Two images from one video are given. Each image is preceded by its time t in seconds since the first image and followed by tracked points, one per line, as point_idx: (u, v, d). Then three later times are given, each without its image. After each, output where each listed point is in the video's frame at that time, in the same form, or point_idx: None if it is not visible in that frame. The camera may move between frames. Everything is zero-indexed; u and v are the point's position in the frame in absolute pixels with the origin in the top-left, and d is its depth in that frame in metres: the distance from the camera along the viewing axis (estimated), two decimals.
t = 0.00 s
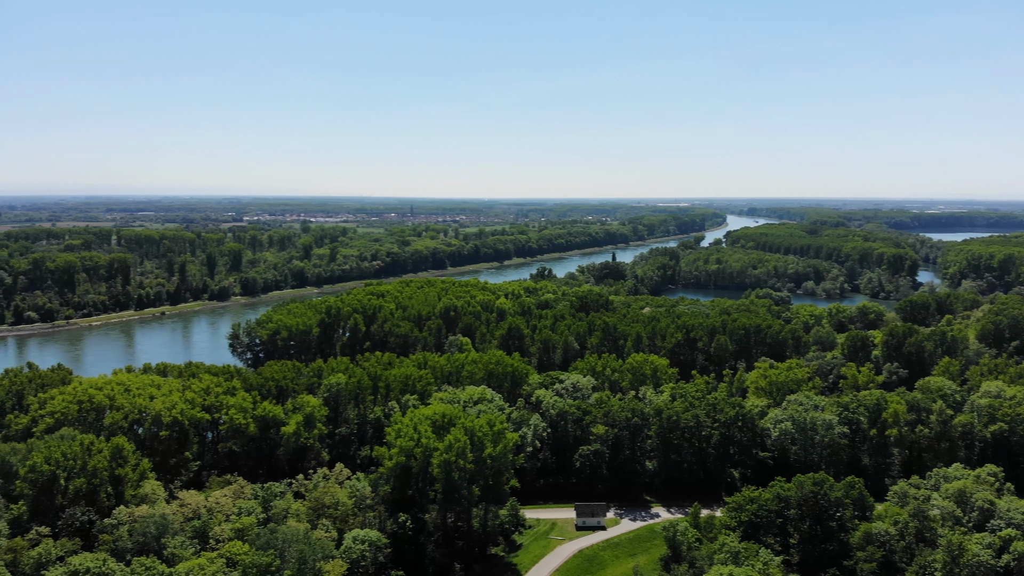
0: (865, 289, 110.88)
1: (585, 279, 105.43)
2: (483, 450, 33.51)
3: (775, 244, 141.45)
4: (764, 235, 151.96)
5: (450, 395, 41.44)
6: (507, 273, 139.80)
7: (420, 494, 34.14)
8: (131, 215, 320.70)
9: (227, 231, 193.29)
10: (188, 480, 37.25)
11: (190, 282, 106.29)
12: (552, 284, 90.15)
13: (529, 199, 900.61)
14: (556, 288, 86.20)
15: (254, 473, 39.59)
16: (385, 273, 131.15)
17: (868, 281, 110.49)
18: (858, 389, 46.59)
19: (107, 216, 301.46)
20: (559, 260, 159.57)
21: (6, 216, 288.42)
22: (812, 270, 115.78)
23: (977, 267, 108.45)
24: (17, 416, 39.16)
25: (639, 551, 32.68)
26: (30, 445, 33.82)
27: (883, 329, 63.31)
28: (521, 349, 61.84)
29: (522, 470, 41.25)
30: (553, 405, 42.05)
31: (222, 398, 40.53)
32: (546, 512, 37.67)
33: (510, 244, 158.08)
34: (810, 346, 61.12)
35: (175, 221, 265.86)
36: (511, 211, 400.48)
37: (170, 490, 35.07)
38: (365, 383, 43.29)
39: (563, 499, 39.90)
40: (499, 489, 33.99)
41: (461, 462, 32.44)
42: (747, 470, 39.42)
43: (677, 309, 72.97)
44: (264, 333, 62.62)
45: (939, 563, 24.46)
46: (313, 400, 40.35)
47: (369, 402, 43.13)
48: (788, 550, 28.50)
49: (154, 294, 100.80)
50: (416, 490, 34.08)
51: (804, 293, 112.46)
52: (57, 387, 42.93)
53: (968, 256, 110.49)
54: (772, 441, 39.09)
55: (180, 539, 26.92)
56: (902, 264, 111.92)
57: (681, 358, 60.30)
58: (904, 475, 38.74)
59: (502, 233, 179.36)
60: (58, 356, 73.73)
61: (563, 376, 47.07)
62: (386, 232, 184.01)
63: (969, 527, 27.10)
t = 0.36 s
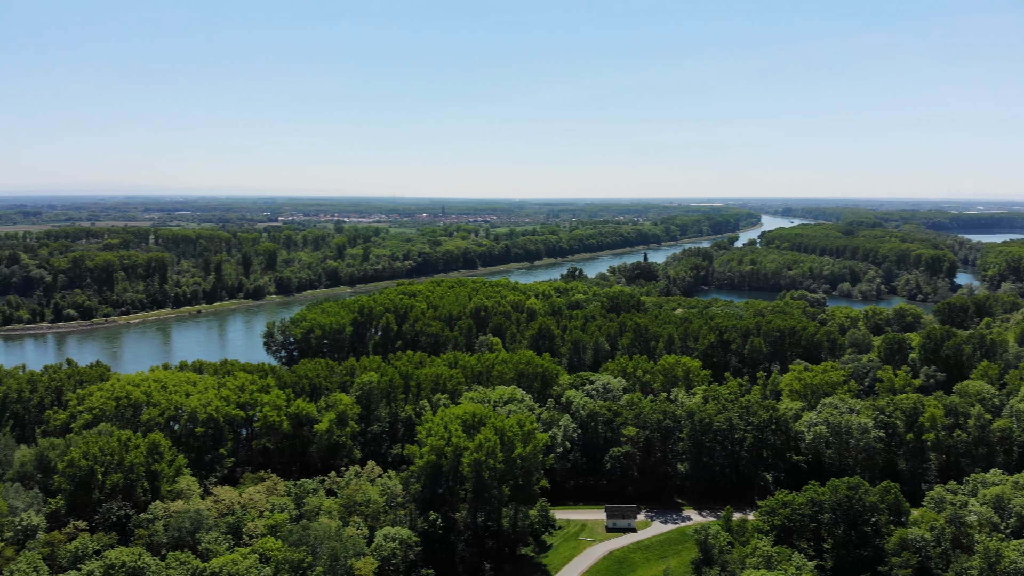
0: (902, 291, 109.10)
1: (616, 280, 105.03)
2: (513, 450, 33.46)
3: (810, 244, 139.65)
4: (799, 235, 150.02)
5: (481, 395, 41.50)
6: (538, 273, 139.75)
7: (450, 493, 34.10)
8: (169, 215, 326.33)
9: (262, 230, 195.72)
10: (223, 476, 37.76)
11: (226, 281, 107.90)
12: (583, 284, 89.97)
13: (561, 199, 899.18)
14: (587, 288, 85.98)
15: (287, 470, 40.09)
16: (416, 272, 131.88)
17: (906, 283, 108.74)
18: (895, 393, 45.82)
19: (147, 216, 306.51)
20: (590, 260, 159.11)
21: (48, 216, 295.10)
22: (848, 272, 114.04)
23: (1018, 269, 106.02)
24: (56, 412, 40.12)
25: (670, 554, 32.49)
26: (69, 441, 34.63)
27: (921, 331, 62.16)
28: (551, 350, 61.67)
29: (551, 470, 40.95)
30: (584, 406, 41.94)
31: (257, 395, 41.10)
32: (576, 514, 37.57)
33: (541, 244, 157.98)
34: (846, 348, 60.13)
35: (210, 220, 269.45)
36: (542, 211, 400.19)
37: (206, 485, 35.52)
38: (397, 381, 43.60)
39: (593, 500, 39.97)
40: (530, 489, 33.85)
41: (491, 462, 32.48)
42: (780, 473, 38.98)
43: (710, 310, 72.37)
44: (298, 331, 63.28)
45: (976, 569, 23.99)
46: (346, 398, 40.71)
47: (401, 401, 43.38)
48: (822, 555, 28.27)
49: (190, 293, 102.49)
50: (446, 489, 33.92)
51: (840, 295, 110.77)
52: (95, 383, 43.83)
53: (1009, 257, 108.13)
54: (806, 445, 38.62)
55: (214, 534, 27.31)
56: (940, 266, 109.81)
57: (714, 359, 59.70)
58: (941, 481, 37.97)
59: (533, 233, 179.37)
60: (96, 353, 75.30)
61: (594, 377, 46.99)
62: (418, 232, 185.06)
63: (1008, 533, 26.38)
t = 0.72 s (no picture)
0: (940, 293, 107.04)
1: (648, 280, 104.49)
2: (544, 450, 33.46)
3: (846, 245, 137.56)
4: (835, 236, 147.86)
5: (511, 395, 41.48)
6: (568, 274, 139.43)
7: (480, 493, 34.05)
8: (206, 216, 331.31)
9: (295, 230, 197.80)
10: (256, 473, 38.29)
11: (260, 280, 109.29)
12: (614, 285, 89.61)
13: (592, 199, 896.25)
14: (618, 288, 85.56)
15: (320, 467, 40.16)
16: (447, 272, 132.35)
17: (944, 285, 106.70)
18: (933, 397, 44.88)
19: (184, 216, 311.73)
20: (621, 261, 158.50)
21: (90, 216, 301.34)
22: (885, 273, 112.07)
23: None
24: (94, 408, 40.94)
25: (701, 557, 32.24)
26: (107, 436, 35.36)
27: (959, 334, 60.84)
28: (581, 350, 61.65)
29: (581, 472, 41.09)
30: (614, 407, 41.88)
31: (290, 393, 41.48)
32: (607, 515, 37.40)
33: (573, 245, 157.68)
34: (882, 351, 59.10)
35: (248, 220, 274.06)
36: (574, 211, 399.22)
37: (240, 482, 35.92)
38: (428, 381, 43.73)
39: (624, 502, 39.60)
40: (560, 490, 34.16)
41: (520, 462, 32.40)
42: (814, 477, 38.83)
43: (743, 312, 71.69)
44: (330, 330, 63.85)
45: None
46: (378, 396, 40.95)
47: (431, 400, 43.44)
48: (856, 561, 27.49)
49: (226, 292, 103.96)
50: (476, 489, 33.97)
51: (876, 297, 108.90)
52: (132, 380, 44.61)
53: None
54: (841, 449, 38.00)
55: (247, 530, 27.68)
56: (979, 268, 107.51)
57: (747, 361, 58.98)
58: (979, 487, 37.32)
59: (564, 233, 179.05)
60: (134, 350, 76.75)
61: (625, 379, 46.69)
62: (449, 233, 185.73)
63: None
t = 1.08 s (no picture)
0: (979, 295, 104.81)
1: (680, 281, 103.77)
2: (573, 451, 33.37)
3: (883, 246, 135.30)
4: (871, 237, 145.54)
5: (541, 395, 41.53)
6: (600, 274, 139.00)
7: (509, 492, 33.82)
8: (240, 215, 335.79)
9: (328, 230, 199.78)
10: (290, 470, 38.79)
11: (294, 280, 110.57)
12: (646, 285, 89.15)
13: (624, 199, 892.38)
14: (649, 289, 85.07)
15: (352, 464, 40.40)
16: (478, 272, 132.74)
17: (983, 287, 104.42)
18: (971, 401, 43.93)
19: (220, 216, 316.27)
20: (652, 261, 157.65)
21: (129, 215, 307.25)
22: (922, 275, 110.00)
23: None
24: (132, 404, 41.78)
25: (733, 560, 31.91)
26: (143, 432, 36.01)
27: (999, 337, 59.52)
28: (612, 351, 61.56)
29: (612, 474, 41.12)
30: (645, 409, 41.63)
31: (323, 391, 42.00)
32: (637, 517, 37.23)
33: (604, 245, 157.17)
34: (919, 354, 58.06)
35: (281, 219, 277.07)
36: (605, 211, 398.06)
37: (273, 478, 36.39)
38: (458, 380, 43.89)
39: (656, 504, 39.35)
40: (589, 491, 33.99)
41: (550, 462, 32.45)
42: (849, 481, 37.81)
43: (777, 313, 70.90)
44: (363, 329, 64.35)
45: None
46: (409, 395, 41.26)
47: (462, 399, 43.64)
48: (891, 567, 27.13)
49: (261, 290, 105.37)
50: (505, 488, 33.79)
51: (913, 299, 107.01)
52: (168, 377, 45.39)
53: None
54: (875, 452, 37.72)
55: (280, 526, 28.04)
56: (1020, 269, 105.06)
57: (781, 364, 58.15)
58: (1017, 492, 36.37)
59: (596, 233, 178.54)
60: (170, 348, 78.04)
61: (656, 380, 46.30)
62: (481, 233, 186.24)
63: None
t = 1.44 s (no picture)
0: (1020, 297, 102.34)
1: (712, 282, 102.79)
2: (603, 453, 33.23)
3: (920, 247, 132.80)
4: (909, 237, 142.87)
5: (570, 395, 41.53)
6: (631, 274, 138.28)
7: (539, 492, 34.17)
8: (275, 216, 339.96)
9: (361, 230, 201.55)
10: (323, 466, 39.02)
11: (327, 279, 111.64)
12: (677, 286, 88.49)
13: (657, 199, 887.00)
14: (681, 290, 84.43)
15: (383, 462, 40.57)
16: (508, 272, 132.90)
17: None
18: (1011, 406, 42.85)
19: (255, 216, 320.38)
20: (684, 262, 156.50)
21: (165, 216, 312.25)
22: (961, 276, 107.75)
23: None
24: (167, 401, 42.46)
25: (766, 565, 31.52)
26: (179, 428, 36.63)
27: None
28: (643, 352, 61.35)
29: (642, 475, 40.70)
30: (677, 411, 41.24)
31: (355, 389, 42.31)
32: (668, 520, 36.96)
33: (636, 245, 156.34)
34: (957, 357, 56.86)
35: (314, 219, 280.42)
36: (637, 211, 396.10)
37: (304, 476, 36.81)
38: (488, 379, 43.77)
39: (687, 507, 39.40)
40: (620, 493, 33.83)
41: (580, 463, 32.37)
42: (884, 486, 37.19)
43: (812, 315, 69.94)
44: (394, 327, 64.69)
45: None
46: (439, 394, 41.40)
47: (492, 399, 43.61)
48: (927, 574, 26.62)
49: (294, 289, 106.55)
50: (535, 488, 34.14)
51: (951, 301, 104.93)
52: (203, 375, 46.05)
53: None
54: (912, 457, 37.00)
55: (312, 523, 28.25)
56: None
57: (816, 366, 57.76)
58: None
59: (627, 233, 177.64)
60: (206, 346, 79.32)
61: (687, 381, 45.94)
62: (511, 233, 186.32)
63: None
